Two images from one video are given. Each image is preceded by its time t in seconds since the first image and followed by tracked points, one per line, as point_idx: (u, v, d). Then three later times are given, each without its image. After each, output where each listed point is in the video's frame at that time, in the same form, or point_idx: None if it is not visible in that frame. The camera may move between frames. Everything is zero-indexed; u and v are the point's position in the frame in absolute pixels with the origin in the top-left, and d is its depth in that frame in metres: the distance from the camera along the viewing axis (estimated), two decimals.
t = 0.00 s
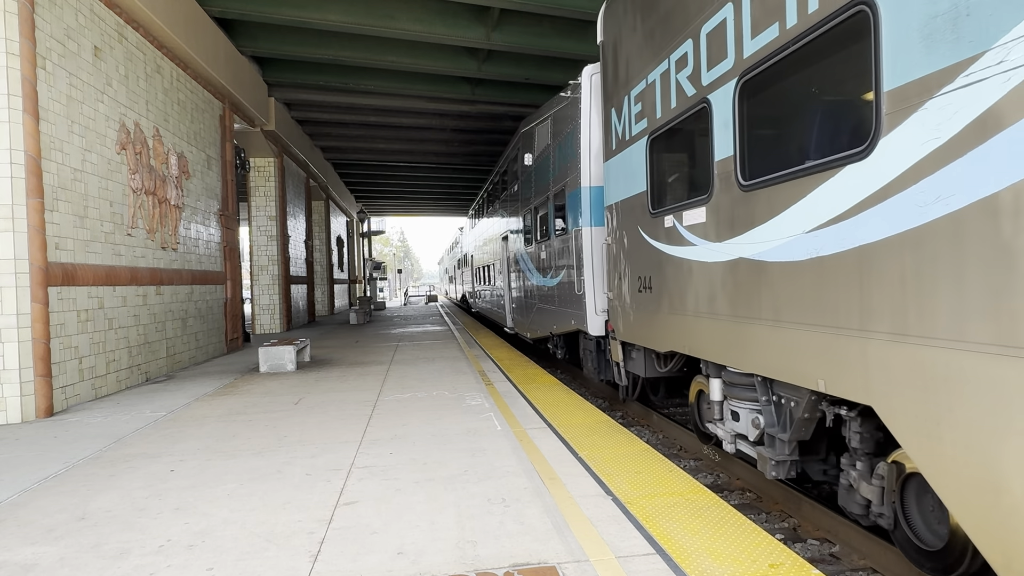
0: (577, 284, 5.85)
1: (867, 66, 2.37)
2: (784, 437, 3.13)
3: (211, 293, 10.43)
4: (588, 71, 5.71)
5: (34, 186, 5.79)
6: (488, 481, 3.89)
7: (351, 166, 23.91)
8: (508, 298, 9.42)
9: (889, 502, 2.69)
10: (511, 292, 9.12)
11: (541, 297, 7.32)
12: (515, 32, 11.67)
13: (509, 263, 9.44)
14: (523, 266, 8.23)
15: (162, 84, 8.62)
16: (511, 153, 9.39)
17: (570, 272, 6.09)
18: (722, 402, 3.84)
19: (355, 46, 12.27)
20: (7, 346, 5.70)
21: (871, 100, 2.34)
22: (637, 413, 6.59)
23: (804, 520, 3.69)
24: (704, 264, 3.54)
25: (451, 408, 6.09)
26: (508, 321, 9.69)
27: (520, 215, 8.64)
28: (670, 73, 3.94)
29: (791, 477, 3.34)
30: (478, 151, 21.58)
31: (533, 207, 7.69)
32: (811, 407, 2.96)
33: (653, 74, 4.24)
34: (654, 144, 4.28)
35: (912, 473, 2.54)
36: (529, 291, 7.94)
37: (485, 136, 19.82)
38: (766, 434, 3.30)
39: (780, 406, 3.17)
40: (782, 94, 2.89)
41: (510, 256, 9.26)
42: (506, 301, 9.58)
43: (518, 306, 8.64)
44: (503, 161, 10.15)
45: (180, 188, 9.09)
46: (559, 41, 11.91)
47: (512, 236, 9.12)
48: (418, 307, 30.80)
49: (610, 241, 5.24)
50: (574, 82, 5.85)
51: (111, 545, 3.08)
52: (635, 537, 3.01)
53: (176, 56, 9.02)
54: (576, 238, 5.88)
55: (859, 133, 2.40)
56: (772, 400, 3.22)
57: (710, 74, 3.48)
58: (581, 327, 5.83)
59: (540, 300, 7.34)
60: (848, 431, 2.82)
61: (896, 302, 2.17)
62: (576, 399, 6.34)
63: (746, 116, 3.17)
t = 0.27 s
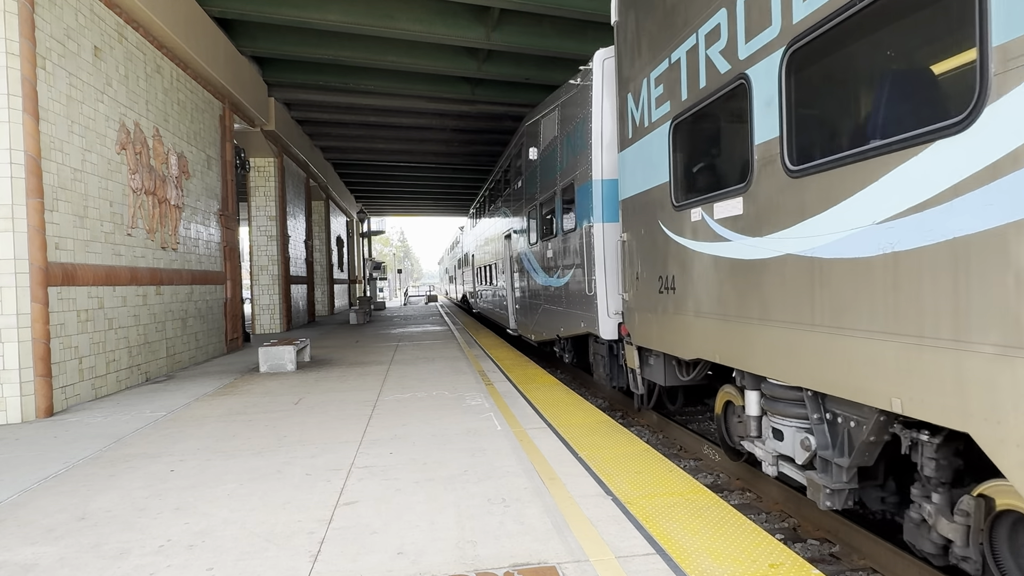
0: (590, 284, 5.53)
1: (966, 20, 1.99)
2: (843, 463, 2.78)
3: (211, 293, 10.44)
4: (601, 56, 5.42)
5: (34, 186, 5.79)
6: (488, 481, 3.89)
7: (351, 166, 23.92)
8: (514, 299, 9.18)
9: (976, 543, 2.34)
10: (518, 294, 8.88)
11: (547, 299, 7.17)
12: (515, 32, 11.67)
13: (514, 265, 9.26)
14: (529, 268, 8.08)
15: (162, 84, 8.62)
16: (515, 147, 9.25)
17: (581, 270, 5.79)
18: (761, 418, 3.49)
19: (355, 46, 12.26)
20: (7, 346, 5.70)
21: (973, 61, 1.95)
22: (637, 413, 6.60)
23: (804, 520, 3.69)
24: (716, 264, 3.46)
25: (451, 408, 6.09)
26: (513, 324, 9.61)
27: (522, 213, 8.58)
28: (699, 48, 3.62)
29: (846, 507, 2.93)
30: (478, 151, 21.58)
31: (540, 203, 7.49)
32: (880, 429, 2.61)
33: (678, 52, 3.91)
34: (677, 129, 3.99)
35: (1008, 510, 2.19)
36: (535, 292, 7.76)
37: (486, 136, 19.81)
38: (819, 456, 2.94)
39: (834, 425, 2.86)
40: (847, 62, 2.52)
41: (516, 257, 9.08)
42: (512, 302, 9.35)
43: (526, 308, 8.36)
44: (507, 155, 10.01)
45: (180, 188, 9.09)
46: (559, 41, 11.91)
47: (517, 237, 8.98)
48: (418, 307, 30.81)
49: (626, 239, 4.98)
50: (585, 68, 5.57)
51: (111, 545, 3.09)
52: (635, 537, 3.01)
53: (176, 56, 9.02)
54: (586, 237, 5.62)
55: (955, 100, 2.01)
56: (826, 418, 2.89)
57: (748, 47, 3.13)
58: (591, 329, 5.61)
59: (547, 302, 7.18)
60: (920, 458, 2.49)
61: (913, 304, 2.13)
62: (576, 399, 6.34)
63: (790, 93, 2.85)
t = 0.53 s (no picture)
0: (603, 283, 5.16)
1: None
2: (920, 497, 2.37)
3: (211, 293, 10.44)
4: (615, 39, 5.07)
5: (34, 186, 5.79)
6: (488, 481, 3.89)
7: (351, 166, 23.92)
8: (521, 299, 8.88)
9: None
10: (525, 294, 8.58)
11: (555, 300, 6.93)
12: (515, 32, 11.67)
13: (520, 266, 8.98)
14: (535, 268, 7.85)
15: (162, 84, 8.62)
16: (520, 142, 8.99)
17: (594, 270, 5.42)
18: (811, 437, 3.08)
19: (355, 45, 12.26)
20: (7, 346, 5.70)
21: None
22: (636, 413, 6.60)
23: (804, 520, 3.68)
24: (750, 261, 3.13)
25: (451, 408, 6.09)
26: (518, 326, 9.51)
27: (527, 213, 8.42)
28: (733, 18, 3.23)
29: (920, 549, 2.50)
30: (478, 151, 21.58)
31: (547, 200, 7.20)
32: (971, 461, 2.20)
33: (706, 26, 3.53)
34: (706, 112, 3.62)
35: None
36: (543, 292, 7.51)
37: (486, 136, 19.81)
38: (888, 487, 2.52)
39: (906, 450, 2.47)
40: (926, 23, 2.16)
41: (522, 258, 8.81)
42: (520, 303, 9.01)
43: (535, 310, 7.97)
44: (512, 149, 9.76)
45: (179, 188, 9.09)
46: (559, 41, 11.91)
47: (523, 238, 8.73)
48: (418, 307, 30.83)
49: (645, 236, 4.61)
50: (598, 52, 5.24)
51: (111, 545, 3.09)
52: (635, 537, 3.01)
53: (176, 56, 9.03)
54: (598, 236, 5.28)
55: None
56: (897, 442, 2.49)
57: (796, 12, 2.75)
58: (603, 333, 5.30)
59: (555, 303, 6.93)
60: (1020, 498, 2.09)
61: (957, 307, 1.97)
62: (576, 399, 6.34)
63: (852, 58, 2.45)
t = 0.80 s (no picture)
0: (618, 281, 4.92)
1: None
2: None
3: (211, 293, 10.44)
4: (630, 20, 4.81)
5: (34, 186, 5.79)
6: (489, 481, 3.89)
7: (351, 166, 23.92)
8: (527, 301, 8.64)
9: None
10: (532, 294, 8.36)
11: (563, 300, 6.75)
12: (515, 32, 11.67)
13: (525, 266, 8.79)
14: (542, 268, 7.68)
15: (162, 84, 8.62)
16: (524, 136, 8.77)
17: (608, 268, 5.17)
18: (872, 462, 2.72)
19: (355, 45, 12.26)
20: (7, 346, 5.70)
21: None
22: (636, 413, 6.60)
23: (804, 520, 3.68)
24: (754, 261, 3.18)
25: (451, 408, 6.09)
26: (520, 327, 9.46)
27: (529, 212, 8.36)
28: None
29: None
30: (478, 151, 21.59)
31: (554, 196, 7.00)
32: None
33: None
34: (740, 92, 3.34)
35: None
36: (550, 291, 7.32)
37: (486, 136, 19.81)
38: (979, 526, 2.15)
39: (1004, 485, 2.10)
40: None
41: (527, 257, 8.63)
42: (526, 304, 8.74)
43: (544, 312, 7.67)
44: (515, 143, 9.54)
45: (180, 188, 9.09)
46: (559, 41, 11.91)
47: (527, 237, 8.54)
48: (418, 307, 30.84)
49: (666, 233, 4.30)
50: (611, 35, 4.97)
51: (111, 545, 3.09)
52: (635, 537, 3.01)
53: (176, 56, 9.02)
54: (614, 236, 5.03)
55: None
56: (991, 473, 2.14)
57: None
58: (616, 336, 5.09)
59: (563, 304, 6.75)
60: None
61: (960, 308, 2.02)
62: (576, 399, 6.33)
63: (937, 10, 2.13)
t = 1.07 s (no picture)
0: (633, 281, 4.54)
1: None
2: None
3: (211, 293, 10.44)
4: None
5: (34, 186, 5.79)
6: (489, 481, 3.89)
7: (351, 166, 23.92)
8: (534, 301, 8.25)
9: None
10: (539, 295, 7.97)
11: (573, 302, 6.38)
12: (515, 32, 11.67)
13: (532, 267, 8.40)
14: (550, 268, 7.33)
15: (162, 84, 8.62)
16: (529, 130, 8.44)
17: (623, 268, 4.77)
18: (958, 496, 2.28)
19: (355, 45, 12.26)
20: (7, 346, 5.70)
21: None
22: (636, 413, 6.61)
23: (804, 520, 3.68)
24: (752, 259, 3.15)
25: (451, 408, 6.09)
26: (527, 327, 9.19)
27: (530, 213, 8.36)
28: None
29: None
30: (478, 151, 21.59)
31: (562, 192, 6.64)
32: None
33: None
34: (780, 68, 2.95)
35: None
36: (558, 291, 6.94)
37: (486, 136, 19.80)
38: None
39: None
40: None
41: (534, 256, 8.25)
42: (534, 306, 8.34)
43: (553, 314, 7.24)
44: (520, 138, 9.21)
45: (179, 188, 9.09)
46: (559, 41, 11.91)
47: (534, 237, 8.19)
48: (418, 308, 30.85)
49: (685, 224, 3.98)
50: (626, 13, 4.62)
51: (111, 545, 3.08)
52: (635, 538, 3.01)
53: (176, 56, 9.02)
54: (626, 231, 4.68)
55: None
56: None
57: None
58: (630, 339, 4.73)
59: (573, 306, 6.38)
60: None
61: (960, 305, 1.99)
62: (576, 399, 6.33)
63: None
